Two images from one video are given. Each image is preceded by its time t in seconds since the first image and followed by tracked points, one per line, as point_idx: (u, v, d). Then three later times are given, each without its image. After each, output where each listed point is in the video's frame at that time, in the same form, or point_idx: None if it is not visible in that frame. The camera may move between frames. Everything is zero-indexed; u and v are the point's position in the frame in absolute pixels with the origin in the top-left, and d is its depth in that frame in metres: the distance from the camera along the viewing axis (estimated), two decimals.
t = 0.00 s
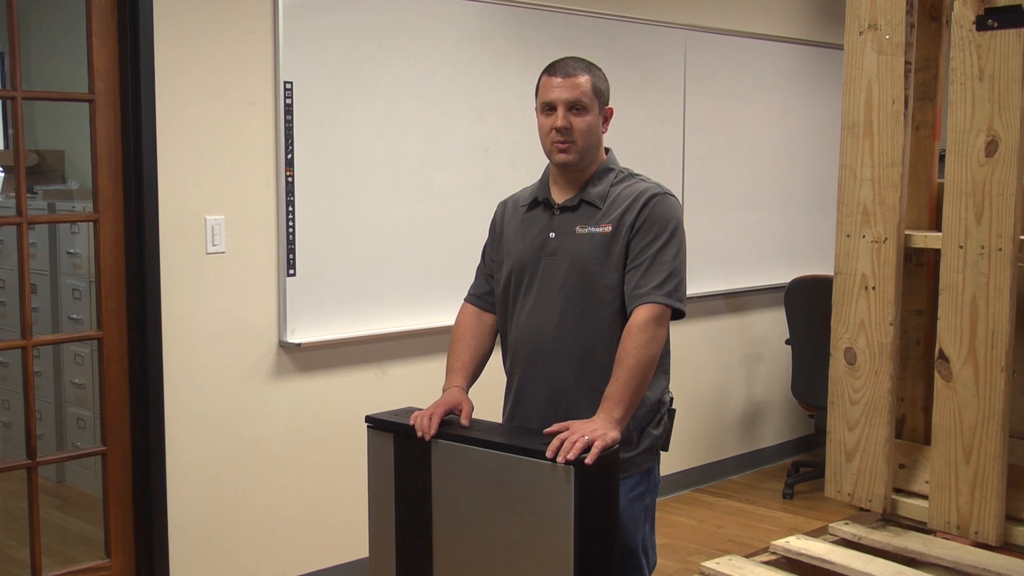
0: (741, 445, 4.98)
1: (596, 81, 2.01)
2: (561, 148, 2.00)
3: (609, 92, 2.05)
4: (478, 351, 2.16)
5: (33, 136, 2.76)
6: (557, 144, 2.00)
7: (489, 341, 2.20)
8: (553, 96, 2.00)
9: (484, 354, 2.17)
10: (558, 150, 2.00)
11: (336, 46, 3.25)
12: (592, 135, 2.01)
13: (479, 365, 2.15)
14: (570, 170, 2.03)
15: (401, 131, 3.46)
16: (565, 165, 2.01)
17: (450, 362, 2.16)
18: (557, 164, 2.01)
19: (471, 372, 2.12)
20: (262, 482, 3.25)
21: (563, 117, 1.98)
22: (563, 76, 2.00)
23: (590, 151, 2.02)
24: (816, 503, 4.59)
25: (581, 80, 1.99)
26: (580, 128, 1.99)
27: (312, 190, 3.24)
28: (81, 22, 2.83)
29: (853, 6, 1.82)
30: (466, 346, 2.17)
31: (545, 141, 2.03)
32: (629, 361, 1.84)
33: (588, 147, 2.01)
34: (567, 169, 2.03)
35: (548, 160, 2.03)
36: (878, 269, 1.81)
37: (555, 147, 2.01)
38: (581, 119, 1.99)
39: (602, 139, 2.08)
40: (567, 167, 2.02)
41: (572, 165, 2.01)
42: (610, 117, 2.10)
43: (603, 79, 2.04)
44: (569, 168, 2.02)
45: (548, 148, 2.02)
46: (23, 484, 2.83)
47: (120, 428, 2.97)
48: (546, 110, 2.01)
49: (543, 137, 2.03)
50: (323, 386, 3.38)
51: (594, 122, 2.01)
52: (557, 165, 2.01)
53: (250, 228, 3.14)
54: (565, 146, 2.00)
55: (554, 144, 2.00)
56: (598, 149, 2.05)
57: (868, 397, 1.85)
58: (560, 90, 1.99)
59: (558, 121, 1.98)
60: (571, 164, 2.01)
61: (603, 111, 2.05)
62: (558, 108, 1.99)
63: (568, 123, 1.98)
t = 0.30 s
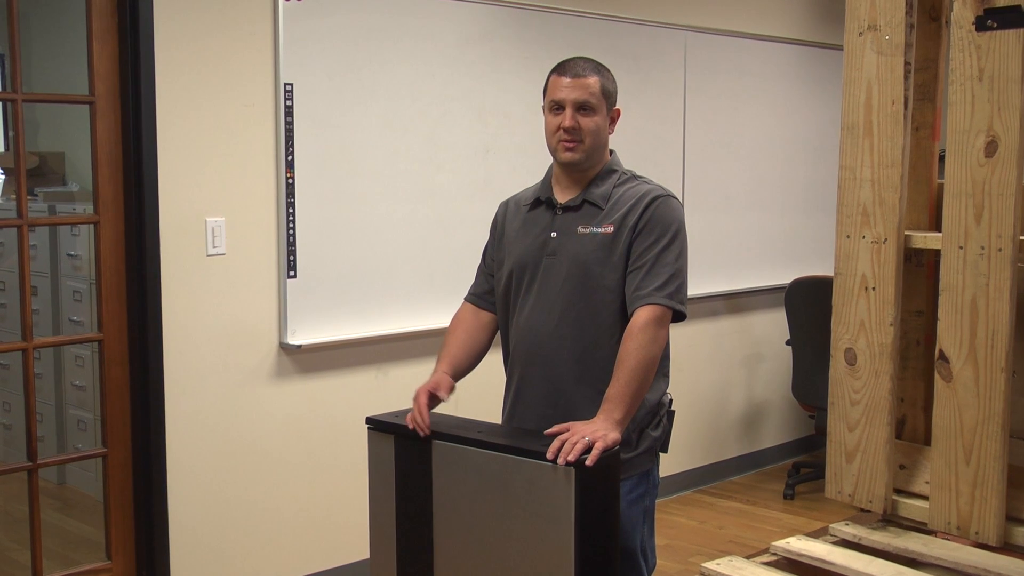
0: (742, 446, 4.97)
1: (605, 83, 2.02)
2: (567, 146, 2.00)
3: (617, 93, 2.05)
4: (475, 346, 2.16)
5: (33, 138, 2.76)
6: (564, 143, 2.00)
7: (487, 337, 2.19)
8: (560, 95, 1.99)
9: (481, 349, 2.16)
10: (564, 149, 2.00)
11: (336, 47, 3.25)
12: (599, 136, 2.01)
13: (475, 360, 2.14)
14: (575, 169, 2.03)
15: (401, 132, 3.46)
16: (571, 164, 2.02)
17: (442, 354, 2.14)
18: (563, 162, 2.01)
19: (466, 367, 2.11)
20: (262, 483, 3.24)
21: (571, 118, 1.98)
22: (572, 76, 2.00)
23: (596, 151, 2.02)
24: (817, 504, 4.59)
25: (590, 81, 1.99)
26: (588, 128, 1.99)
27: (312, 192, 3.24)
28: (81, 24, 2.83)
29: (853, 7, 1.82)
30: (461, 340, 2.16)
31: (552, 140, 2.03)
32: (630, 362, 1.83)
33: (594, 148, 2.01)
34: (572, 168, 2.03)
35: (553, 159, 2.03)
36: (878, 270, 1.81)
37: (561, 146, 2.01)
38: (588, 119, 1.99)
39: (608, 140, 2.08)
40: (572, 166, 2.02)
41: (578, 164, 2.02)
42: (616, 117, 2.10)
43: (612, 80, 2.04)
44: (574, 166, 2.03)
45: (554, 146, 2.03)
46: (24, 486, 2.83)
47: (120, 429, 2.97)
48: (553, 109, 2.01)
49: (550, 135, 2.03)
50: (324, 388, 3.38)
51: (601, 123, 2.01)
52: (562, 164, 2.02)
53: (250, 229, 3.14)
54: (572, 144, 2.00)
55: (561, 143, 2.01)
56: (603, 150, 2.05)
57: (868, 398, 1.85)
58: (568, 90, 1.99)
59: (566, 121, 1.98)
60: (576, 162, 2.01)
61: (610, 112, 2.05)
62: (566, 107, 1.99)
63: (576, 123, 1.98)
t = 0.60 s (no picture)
0: (741, 447, 4.97)
1: (607, 83, 2.02)
2: (569, 146, 2.01)
3: (619, 94, 2.05)
4: (467, 340, 2.16)
5: (33, 138, 2.76)
6: (566, 143, 2.01)
7: (479, 333, 2.19)
8: (562, 96, 2.00)
9: (473, 345, 2.16)
10: (565, 149, 2.01)
11: (335, 47, 3.25)
12: (601, 136, 2.02)
13: (465, 356, 2.14)
14: (576, 169, 2.04)
15: (401, 132, 3.46)
16: (573, 165, 2.02)
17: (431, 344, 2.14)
18: (564, 162, 2.02)
19: (456, 361, 2.11)
20: (262, 483, 3.24)
21: (573, 118, 1.98)
22: (574, 76, 2.00)
23: (598, 152, 2.03)
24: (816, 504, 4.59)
25: (591, 81, 1.99)
26: (590, 128, 1.99)
27: (312, 191, 3.25)
28: (81, 24, 2.83)
29: (853, 7, 1.82)
30: (452, 334, 2.15)
31: (553, 140, 2.03)
32: (630, 362, 1.83)
33: (596, 147, 2.02)
34: (574, 168, 2.03)
35: (555, 159, 2.03)
36: (877, 270, 1.81)
37: (563, 146, 2.01)
38: (592, 119, 1.99)
39: (610, 141, 2.09)
40: (573, 166, 2.03)
41: (579, 164, 2.02)
42: (619, 118, 2.10)
43: (614, 80, 2.04)
44: (576, 167, 2.03)
45: (556, 146, 2.03)
46: (23, 486, 2.83)
47: (120, 429, 2.97)
48: (555, 109, 2.01)
49: (552, 135, 2.03)
50: (323, 388, 3.38)
51: (603, 124, 2.01)
52: (564, 164, 2.02)
53: (250, 230, 3.14)
54: (574, 145, 2.00)
55: (563, 144, 2.01)
56: (605, 151, 2.05)
57: (868, 398, 1.85)
58: (570, 90, 1.99)
59: (568, 121, 1.99)
60: (577, 163, 2.01)
61: (612, 112, 2.05)
62: (568, 107, 1.99)
63: (578, 123, 1.99)
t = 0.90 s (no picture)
0: (740, 447, 4.97)
1: (608, 83, 2.02)
2: (569, 145, 2.00)
3: (619, 94, 2.05)
4: (467, 345, 2.16)
5: (32, 138, 2.76)
6: (567, 143, 2.00)
7: (480, 338, 2.19)
8: (562, 95, 2.00)
9: (474, 349, 2.16)
10: (566, 148, 2.01)
11: (334, 47, 3.25)
12: (601, 136, 2.02)
13: (465, 360, 2.14)
14: (575, 169, 2.04)
15: (400, 132, 3.46)
16: (572, 164, 2.02)
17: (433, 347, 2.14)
18: (564, 162, 2.02)
19: (457, 365, 2.11)
20: (261, 483, 3.24)
21: (574, 117, 1.98)
22: (575, 76, 2.00)
23: (598, 151, 2.03)
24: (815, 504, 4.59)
25: (593, 81, 1.99)
26: (591, 128, 1.99)
27: (311, 191, 3.24)
28: (80, 23, 2.83)
29: (851, 7, 1.82)
30: (453, 338, 2.15)
31: (554, 139, 2.03)
32: (630, 362, 1.83)
33: (596, 147, 2.02)
34: (573, 167, 2.03)
35: (554, 158, 2.03)
36: (876, 270, 1.81)
37: (564, 145, 2.01)
38: (593, 119, 1.99)
39: (609, 141, 2.08)
40: (573, 166, 2.03)
41: (579, 164, 2.02)
42: (618, 119, 2.10)
43: (614, 80, 2.04)
44: (575, 167, 2.03)
45: (556, 146, 2.03)
46: (22, 486, 2.83)
47: (119, 429, 2.97)
48: (556, 108, 2.01)
49: (552, 135, 2.03)
50: (322, 388, 3.38)
51: (604, 124, 2.01)
52: (564, 163, 2.02)
53: (248, 230, 3.14)
54: (575, 144, 2.00)
55: (563, 143, 2.01)
56: (604, 151, 2.05)
57: (866, 398, 1.85)
58: (571, 89, 1.99)
59: (568, 120, 1.99)
60: (577, 162, 2.01)
61: (612, 112, 2.05)
62: (569, 107, 1.98)
63: (579, 122, 1.99)
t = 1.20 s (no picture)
0: (741, 449, 4.97)
1: (604, 86, 2.02)
2: (567, 149, 2.01)
3: (616, 97, 2.05)
4: (463, 344, 2.17)
5: (33, 141, 2.76)
6: (565, 147, 2.00)
7: (476, 336, 2.21)
8: (559, 98, 2.00)
9: (470, 348, 2.18)
10: (564, 151, 2.01)
11: (335, 50, 3.25)
12: (599, 139, 2.02)
13: (456, 360, 2.15)
14: (574, 172, 2.04)
15: (401, 135, 3.46)
16: (571, 168, 2.02)
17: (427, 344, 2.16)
18: (562, 165, 2.02)
19: (447, 364, 2.12)
20: (261, 486, 3.24)
21: (572, 120, 1.98)
22: (572, 79, 2.00)
23: (595, 154, 2.03)
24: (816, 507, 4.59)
25: (589, 84, 1.99)
26: (589, 131, 2.00)
27: (311, 194, 3.25)
28: (81, 27, 2.83)
29: (852, 11, 1.83)
30: (449, 337, 2.17)
31: (551, 143, 2.03)
32: (630, 365, 1.83)
33: (594, 150, 2.02)
34: (572, 171, 2.03)
35: (553, 162, 2.03)
36: (877, 273, 1.81)
37: (562, 148, 2.01)
38: (589, 122, 1.99)
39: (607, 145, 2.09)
40: (571, 169, 2.03)
41: (578, 168, 2.02)
42: (615, 122, 2.10)
43: (611, 83, 2.04)
44: (574, 170, 2.03)
45: (554, 149, 2.03)
46: (23, 489, 2.83)
47: (120, 432, 2.97)
48: (553, 112, 2.01)
49: (549, 138, 2.03)
50: (322, 391, 3.38)
51: (601, 126, 2.02)
52: (562, 166, 2.02)
53: (249, 233, 3.14)
54: (572, 147, 2.00)
55: (561, 146, 2.01)
56: (601, 154, 2.06)
57: (867, 401, 1.85)
58: (567, 92, 1.99)
59: (566, 124, 1.99)
60: (576, 166, 2.02)
61: (609, 115, 2.06)
62: (566, 110, 1.99)
63: (577, 126, 1.99)
